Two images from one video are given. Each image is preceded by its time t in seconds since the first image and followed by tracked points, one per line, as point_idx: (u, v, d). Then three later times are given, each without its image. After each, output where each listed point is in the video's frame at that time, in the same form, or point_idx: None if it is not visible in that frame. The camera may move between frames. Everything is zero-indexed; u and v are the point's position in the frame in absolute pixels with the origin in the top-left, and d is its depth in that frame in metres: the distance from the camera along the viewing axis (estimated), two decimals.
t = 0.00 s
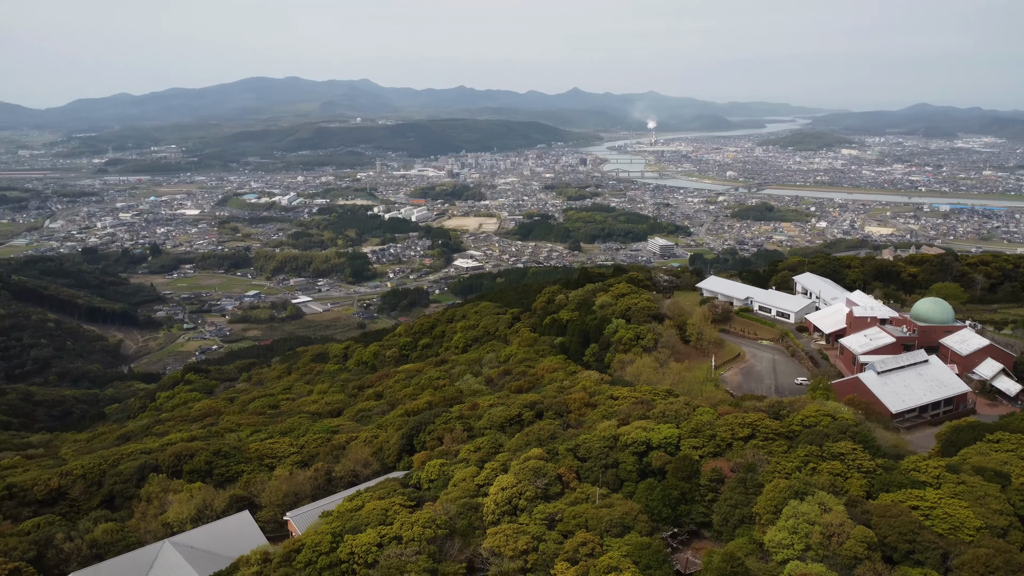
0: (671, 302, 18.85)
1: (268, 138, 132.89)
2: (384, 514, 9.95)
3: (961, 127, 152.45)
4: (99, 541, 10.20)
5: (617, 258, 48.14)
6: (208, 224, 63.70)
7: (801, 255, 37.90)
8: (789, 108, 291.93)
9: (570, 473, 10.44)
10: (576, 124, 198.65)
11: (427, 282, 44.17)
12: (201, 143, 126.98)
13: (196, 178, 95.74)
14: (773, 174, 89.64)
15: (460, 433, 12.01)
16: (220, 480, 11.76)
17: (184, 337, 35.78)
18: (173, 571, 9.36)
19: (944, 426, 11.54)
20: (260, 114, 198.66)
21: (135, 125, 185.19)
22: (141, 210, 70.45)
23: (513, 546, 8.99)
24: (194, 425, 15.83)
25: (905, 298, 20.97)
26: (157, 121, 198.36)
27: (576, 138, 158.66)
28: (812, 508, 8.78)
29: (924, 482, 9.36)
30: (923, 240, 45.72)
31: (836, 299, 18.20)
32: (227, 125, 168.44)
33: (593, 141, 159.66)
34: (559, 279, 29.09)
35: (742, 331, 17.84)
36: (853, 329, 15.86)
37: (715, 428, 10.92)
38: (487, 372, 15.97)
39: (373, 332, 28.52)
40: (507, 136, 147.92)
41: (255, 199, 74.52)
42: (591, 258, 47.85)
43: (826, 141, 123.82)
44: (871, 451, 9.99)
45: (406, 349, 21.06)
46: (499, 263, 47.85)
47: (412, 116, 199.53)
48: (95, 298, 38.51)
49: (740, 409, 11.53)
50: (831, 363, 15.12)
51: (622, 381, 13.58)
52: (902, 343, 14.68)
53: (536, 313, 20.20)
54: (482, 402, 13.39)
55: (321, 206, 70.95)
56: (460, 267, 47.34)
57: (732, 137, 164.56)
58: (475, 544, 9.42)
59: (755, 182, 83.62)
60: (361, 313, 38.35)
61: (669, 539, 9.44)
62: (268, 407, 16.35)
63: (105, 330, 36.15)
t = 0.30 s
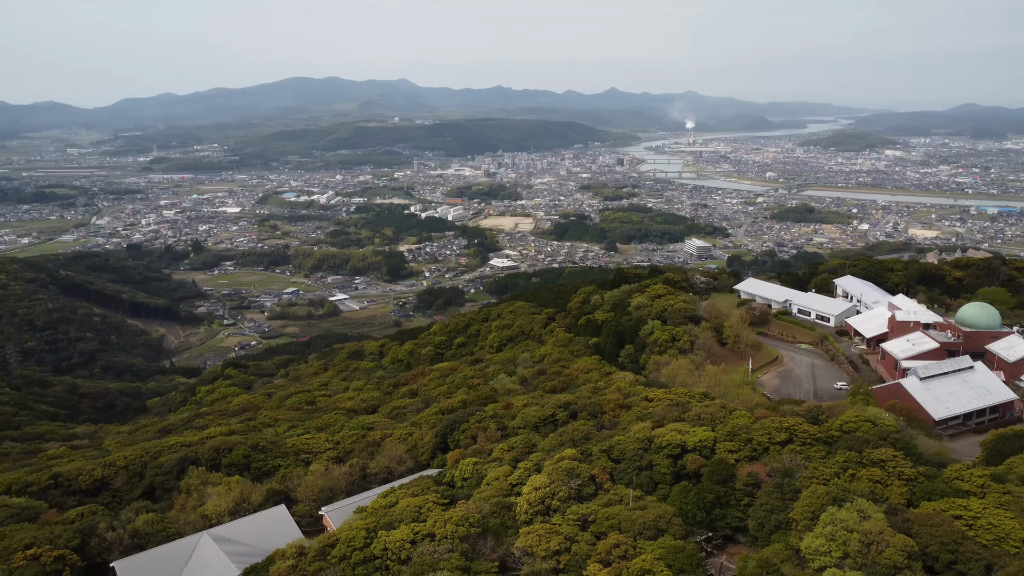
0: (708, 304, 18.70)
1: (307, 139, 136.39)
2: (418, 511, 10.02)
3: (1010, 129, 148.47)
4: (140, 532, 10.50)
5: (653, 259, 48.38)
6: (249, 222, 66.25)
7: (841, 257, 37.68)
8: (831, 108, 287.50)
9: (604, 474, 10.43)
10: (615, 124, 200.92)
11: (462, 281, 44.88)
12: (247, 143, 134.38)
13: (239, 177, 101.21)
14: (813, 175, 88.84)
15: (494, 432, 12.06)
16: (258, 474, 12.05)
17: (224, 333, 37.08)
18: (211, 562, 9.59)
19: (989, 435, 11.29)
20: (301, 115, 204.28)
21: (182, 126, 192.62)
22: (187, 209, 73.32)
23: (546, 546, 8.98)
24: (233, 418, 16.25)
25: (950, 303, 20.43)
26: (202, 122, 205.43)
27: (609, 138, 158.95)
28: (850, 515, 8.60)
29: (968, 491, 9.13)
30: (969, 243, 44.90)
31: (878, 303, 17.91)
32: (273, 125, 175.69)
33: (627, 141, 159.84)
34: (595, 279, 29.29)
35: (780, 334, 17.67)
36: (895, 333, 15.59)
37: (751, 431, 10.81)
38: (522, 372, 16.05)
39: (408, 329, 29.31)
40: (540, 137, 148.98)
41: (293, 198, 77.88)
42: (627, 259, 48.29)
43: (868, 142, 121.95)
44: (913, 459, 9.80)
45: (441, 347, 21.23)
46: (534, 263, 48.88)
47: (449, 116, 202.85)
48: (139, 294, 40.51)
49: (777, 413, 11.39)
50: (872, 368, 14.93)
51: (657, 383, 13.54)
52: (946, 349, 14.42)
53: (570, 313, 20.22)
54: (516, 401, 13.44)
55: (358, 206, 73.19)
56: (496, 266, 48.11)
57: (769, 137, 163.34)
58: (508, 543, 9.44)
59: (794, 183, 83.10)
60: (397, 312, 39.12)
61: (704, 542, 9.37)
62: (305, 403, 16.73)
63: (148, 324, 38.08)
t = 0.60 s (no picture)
0: (745, 306, 18.52)
1: (344, 140, 138.87)
2: (451, 508, 10.08)
3: None
4: (179, 523, 10.77)
5: (690, 260, 48.38)
6: (289, 220, 67.98)
7: (883, 260, 37.24)
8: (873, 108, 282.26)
9: (637, 476, 10.39)
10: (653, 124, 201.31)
11: (498, 280, 45.34)
12: (290, 143, 138.55)
13: (279, 176, 103.97)
14: (855, 176, 87.74)
15: (527, 432, 12.12)
16: (293, 469, 12.33)
17: (262, 329, 38.01)
18: (247, 554, 9.78)
19: None
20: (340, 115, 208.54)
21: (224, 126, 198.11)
22: (229, 207, 75.47)
23: (578, 547, 8.95)
24: (271, 414, 16.64)
25: (995, 309, 19.62)
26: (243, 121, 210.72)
27: (642, 138, 158.49)
28: (890, 523, 8.41)
29: (1013, 501, 8.87)
30: (1018, 247, 43.89)
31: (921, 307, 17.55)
32: (313, 125, 179.78)
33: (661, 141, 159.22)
34: (632, 279, 29.35)
35: (820, 338, 17.45)
36: (939, 338, 15.24)
37: (788, 436, 10.69)
38: (556, 372, 16.12)
39: (444, 328, 29.74)
40: (572, 137, 149.26)
41: (332, 196, 79.80)
42: (664, 260, 48.36)
43: (912, 143, 119.75)
44: (955, 467, 9.58)
45: (475, 346, 21.41)
46: (570, 263, 49.24)
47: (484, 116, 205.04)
48: (181, 290, 41.84)
49: (815, 418, 11.25)
50: (914, 373, 14.65)
51: (692, 385, 13.48)
52: (992, 355, 14.02)
53: (605, 314, 20.19)
54: (550, 401, 13.49)
55: (396, 205, 74.56)
56: (531, 266, 48.57)
57: (808, 137, 161.49)
58: (540, 543, 9.44)
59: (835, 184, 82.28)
60: (432, 310, 39.66)
61: (738, 547, 9.26)
62: (340, 400, 17.13)
63: (189, 320, 39.37)
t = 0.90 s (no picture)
0: (784, 308, 18.34)
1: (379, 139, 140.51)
2: (484, 507, 10.10)
3: None
4: (218, 515, 10.98)
5: (727, 262, 48.11)
6: (326, 218, 69.13)
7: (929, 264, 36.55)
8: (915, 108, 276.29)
9: (671, 479, 10.33)
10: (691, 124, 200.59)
11: (533, 280, 45.50)
12: (328, 142, 140.97)
13: (318, 175, 105.73)
14: (899, 177, 86.21)
15: (561, 432, 12.16)
16: (329, 464, 12.65)
17: (299, 326, 38.53)
18: (283, 547, 9.94)
19: None
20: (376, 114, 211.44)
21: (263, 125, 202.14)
22: (269, 204, 77.04)
23: (610, 549, 8.90)
24: (307, 411, 17.05)
25: None
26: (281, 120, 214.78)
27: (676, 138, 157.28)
28: (931, 532, 8.22)
29: None
30: None
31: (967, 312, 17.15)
32: (350, 125, 182.35)
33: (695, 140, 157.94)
34: (670, 280, 29.29)
35: (859, 342, 17.19)
36: (985, 344, 14.89)
37: (826, 441, 10.54)
38: (590, 372, 16.17)
39: (479, 326, 29.92)
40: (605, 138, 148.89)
41: (368, 195, 81.04)
42: (700, 261, 48.10)
43: (959, 144, 117.06)
44: (1000, 476, 9.33)
45: (510, 345, 21.52)
46: (605, 263, 49.20)
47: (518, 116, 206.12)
48: (221, 286, 42.79)
49: (854, 423, 11.09)
50: (958, 380, 14.32)
51: (728, 388, 13.42)
52: None
53: (640, 315, 20.12)
54: (584, 402, 13.54)
55: (432, 203, 75.28)
56: (567, 266, 48.68)
57: (847, 137, 158.89)
58: (572, 543, 9.40)
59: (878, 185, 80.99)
60: (467, 310, 39.89)
61: (774, 553, 9.15)
62: (375, 397, 17.45)
63: (229, 316, 39.89)
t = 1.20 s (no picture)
0: (822, 311, 18.15)
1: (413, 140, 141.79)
2: (516, 506, 10.10)
3: None
4: (254, 509, 11.16)
5: (765, 264, 47.73)
6: (364, 217, 70.05)
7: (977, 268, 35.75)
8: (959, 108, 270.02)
9: (705, 482, 10.25)
10: (728, 124, 199.45)
11: (568, 280, 45.53)
12: (364, 142, 142.85)
13: (355, 174, 107.13)
14: (944, 179, 84.56)
15: (594, 434, 12.23)
16: (364, 461, 12.91)
17: (336, 323, 38.97)
18: (317, 542, 10.06)
19: None
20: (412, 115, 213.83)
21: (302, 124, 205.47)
22: (308, 203, 78.38)
23: (643, 551, 8.83)
24: (342, 407, 17.49)
25: None
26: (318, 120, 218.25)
27: (709, 138, 155.78)
28: (974, 542, 8.01)
29: None
30: None
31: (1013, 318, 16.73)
32: (385, 124, 184.40)
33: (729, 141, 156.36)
34: (708, 281, 29.14)
35: (900, 347, 16.92)
36: None
37: (866, 447, 10.39)
38: (625, 373, 16.25)
39: (514, 325, 30.05)
40: (638, 138, 148.20)
41: (405, 194, 82.00)
42: (737, 263, 47.75)
43: (1006, 145, 114.09)
44: None
45: (544, 345, 21.61)
46: (641, 264, 49.04)
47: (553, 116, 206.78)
48: (260, 283, 43.62)
49: (895, 430, 10.92)
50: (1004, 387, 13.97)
51: (765, 392, 13.35)
52: None
53: (676, 316, 20.06)
54: (618, 404, 13.62)
55: (469, 203, 75.81)
56: (602, 267, 48.66)
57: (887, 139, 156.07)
58: (605, 545, 9.34)
59: (923, 187, 79.53)
60: (502, 309, 40.03)
61: (810, 560, 9.03)
62: (409, 395, 17.79)
63: (267, 312, 40.72)
